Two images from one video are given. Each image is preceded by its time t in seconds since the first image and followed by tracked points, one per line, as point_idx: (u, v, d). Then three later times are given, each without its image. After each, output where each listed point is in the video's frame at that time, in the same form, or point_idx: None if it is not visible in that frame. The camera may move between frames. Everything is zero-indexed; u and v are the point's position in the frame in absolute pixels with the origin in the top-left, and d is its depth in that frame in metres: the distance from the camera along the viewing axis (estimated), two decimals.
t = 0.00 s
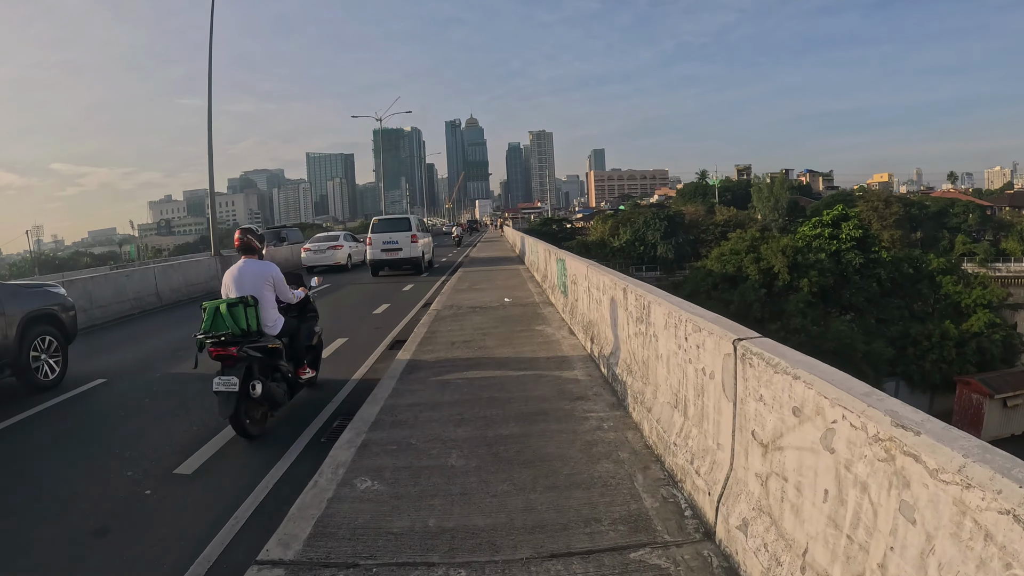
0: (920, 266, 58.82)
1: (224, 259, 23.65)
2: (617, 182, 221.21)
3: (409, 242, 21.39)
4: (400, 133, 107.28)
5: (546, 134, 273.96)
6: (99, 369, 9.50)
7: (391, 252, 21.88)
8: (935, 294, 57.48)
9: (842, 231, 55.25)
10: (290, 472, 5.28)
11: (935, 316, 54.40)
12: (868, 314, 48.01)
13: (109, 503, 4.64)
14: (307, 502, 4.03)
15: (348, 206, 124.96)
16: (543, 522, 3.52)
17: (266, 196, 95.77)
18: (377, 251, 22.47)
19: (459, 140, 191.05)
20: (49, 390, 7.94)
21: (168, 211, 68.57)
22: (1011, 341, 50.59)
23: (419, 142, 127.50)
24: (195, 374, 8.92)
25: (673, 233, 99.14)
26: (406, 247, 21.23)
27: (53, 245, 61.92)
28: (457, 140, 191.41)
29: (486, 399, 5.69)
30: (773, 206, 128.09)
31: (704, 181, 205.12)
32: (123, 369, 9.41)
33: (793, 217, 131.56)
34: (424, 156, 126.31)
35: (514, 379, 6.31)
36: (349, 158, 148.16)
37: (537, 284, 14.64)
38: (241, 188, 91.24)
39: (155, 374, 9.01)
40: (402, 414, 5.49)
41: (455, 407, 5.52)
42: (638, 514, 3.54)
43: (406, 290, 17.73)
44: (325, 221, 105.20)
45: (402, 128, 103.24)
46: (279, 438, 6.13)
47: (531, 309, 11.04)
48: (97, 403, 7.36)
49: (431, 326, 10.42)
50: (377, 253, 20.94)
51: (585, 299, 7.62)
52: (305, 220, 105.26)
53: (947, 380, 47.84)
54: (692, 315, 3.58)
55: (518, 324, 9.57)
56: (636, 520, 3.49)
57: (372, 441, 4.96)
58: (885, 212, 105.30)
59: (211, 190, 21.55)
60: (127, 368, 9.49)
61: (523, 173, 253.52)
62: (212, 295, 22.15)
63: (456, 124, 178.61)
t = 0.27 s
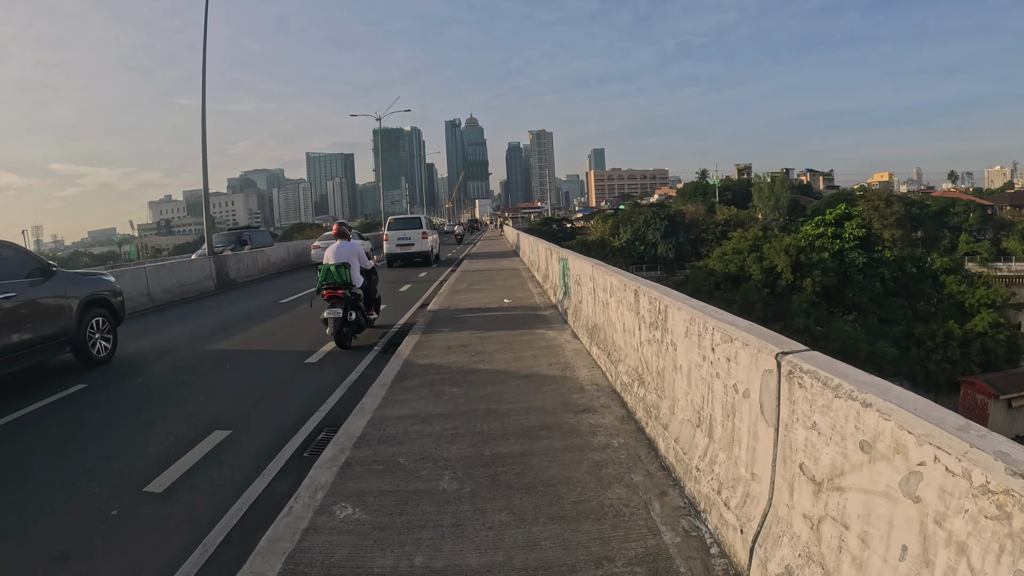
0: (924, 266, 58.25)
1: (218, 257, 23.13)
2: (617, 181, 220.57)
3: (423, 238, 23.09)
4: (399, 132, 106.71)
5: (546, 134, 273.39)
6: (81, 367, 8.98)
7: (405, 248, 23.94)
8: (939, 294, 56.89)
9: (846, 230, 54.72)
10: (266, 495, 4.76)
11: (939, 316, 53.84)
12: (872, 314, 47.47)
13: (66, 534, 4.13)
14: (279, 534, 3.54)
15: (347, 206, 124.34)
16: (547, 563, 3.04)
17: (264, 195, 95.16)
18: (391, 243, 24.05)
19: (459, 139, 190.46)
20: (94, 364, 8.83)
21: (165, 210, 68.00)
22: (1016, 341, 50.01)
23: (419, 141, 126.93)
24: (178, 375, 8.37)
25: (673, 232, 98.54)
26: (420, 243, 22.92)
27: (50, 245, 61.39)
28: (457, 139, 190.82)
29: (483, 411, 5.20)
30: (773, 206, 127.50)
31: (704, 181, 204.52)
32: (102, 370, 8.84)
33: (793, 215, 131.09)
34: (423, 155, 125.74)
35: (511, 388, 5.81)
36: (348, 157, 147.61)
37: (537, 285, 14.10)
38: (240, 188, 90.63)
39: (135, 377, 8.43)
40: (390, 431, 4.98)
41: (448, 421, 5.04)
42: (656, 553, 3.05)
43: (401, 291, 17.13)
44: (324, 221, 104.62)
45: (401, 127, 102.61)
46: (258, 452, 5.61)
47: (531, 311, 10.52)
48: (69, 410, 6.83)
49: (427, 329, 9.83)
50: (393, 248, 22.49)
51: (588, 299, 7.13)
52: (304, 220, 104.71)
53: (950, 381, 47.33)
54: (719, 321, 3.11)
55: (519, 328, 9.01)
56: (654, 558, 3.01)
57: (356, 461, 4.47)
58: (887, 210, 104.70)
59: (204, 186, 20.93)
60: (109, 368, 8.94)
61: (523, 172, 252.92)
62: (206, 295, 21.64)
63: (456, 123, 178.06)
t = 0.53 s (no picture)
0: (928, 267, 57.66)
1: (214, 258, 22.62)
2: (617, 181, 220.15)
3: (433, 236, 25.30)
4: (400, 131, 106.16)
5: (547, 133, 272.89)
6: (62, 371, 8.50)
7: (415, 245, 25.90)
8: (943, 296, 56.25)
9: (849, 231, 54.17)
10: (234, 540, 4.27)
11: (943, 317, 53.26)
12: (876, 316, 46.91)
13: None
14: None
15: (347, 206, 123.80)
16: None
17: (264, 195, 94.60)
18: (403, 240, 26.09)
19: (459, 139, 189.85)
20: (138, 348, 9.68)
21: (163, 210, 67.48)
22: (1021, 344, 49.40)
23: (420, 141, 126.38)
24: (158, 382, 7.87)
25: (674, 232, 97.96)
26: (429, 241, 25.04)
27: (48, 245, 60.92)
28: (457, 139, 190.26)
29: (479, 435, 4.72)
30: (775, 206, 126.89)
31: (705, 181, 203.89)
32: (81, 374, 8.36)
33: (794, 216, 130.60)
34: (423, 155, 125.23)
35: (509, 406, 5.33)
36: (349, 156, 147.32)
37: (538, 287, 13.59)
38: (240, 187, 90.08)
39: (114, 382, 7.94)
40: (376, 458, 4.49)
41: (441, 447, 4.56)
42: None
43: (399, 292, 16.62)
44: (324, 221, 104.09)
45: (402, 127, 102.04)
46: (232, 480, 5.13)
47: (531, 317, 10.02)
48: (37, 423, 6.36)
49: (425, 332, 9.33)
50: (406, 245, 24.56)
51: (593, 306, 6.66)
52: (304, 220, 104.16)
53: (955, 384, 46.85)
54: (756, 350, 2.68)
55: (519, 334, 8.51)
56: None
57: (336, 496, 3.98)
58: (889, 211, 104.09)
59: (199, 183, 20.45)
60: (89, 372, 8.44)
61: (523, 172, 252.38)
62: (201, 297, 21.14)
63: (456, 123, 177.53)
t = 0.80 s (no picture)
0: (932, 267, 57.12)
1: (208, 258, 22.16)
2: (618, 180, 219.74)
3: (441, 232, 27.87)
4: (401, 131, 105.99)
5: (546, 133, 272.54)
6: (41, 379, 8.15)
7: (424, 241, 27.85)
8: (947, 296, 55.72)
9: (853, 230, 53.71)
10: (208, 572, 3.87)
11: (946, 318, 52.74)
12: (880, 316, 46.39)
13: None
14: None
15: (348, 205, 123.67)
16: None
17: (264, 195, 94.10)
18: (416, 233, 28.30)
19: (459, 139, 189.20)
20: (180, 329, 11.16)
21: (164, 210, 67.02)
22: None
23: (421, 140, 125.94)
24: (137, 396, 7.46)
25: (675, 231, 97.27)
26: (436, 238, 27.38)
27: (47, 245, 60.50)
28: (457, 139, 189.63)
29: (477, 453, 4.28)
30: (775, 205, 126.34)
31: (706, 180, 203.38)
32: (59, 385, 7.94)
33: (795, 215, 130.11)
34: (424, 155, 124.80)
35: (510, 418, 4.91)
36: (349, 156, 147.01)
37: (540, 287, 13.11)
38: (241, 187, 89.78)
39: (90, 396, 7.53)
40: (363, 480, 4.04)
41: (435, 467, 4.13)
42: None
43: (397, 293, 16.16)
44: (324, 220, 103.57)
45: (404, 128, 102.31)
46: (204, 510, 4.70)
47: (533, 318, 9.50)
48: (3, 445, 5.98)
49: (422, 330, 8.83)
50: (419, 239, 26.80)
51: (599, 309, 6.26)
52: (305, 219, 103.66)
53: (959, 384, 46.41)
54: (810, 369, 2.35)
55: (520, 335, 8.04)
56: None
57: (315, 526, 3.54)
58: (890, 211, 103.67)
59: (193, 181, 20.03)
60: (67, 382, 8.03)
61: (523, 172, 251.95)
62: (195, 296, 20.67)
63: (457, 122, 176.90)
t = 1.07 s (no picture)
0: (936, 267, 56.56)
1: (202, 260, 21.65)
2: (618, 180, 219.21)
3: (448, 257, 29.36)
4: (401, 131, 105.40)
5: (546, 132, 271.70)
6: (16, 392, 7.66)
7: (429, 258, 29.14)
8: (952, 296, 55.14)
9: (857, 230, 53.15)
10: None
11: (952, 318, 52.16)
12: (885, 317, 45.83)
13: None
14: None
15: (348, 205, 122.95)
16: None
17: (263, 194, 93.44)
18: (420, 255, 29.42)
19: (459, 138, 188.43)
20: (212, 317, 12.32)
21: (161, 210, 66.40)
22: None
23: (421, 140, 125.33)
24: (115, 411, 6.95)
25: (676, 231, 96.50)
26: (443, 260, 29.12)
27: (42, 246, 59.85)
28: (457, 139, 188.84)
29: (482, 487, 3.78)
30: (777, 205, 125.57)
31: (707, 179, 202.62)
32: (34, 398, 7.44)
33: (796, 214, 129.61)
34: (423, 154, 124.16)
35: (517, 443, 4.42)
36: (349, 155, 146.43)
37: (544, 289, 12.57)
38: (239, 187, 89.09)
39: (66, 410, 7.01)
40: (351, 520, 3.54)
41: (433, 505, 3.63)
42: None
43: (395, 296, 15.60)
44: (323, 220, 102.89)
45: (403, 127, 101.67)
46: (177, 546, 4.19)
47: (538, 322, 8.94)
48: None
49: (421, 337, 8.27)
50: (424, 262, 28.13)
51: (612, 317, 5.76)
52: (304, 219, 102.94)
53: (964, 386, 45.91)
54: (908, 418, 1.90)
55: (525, 343, 7.49)
56: None
57: None
58: (891, 210, 103.06)
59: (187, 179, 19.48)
60: (43, 395, 7.54)
61: (523, 171, 251.23)
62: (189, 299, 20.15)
63: (456, 122, 176.09)
